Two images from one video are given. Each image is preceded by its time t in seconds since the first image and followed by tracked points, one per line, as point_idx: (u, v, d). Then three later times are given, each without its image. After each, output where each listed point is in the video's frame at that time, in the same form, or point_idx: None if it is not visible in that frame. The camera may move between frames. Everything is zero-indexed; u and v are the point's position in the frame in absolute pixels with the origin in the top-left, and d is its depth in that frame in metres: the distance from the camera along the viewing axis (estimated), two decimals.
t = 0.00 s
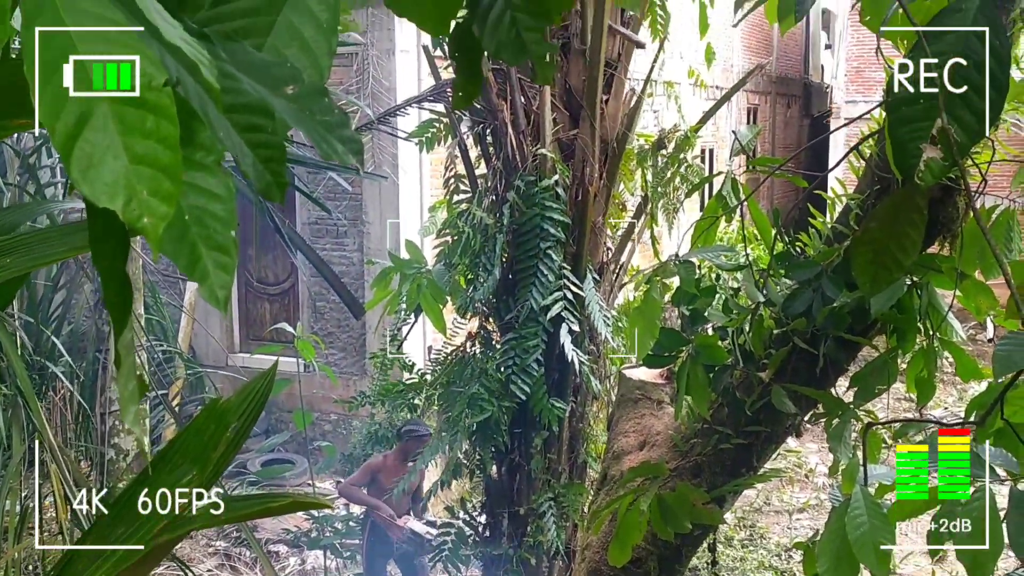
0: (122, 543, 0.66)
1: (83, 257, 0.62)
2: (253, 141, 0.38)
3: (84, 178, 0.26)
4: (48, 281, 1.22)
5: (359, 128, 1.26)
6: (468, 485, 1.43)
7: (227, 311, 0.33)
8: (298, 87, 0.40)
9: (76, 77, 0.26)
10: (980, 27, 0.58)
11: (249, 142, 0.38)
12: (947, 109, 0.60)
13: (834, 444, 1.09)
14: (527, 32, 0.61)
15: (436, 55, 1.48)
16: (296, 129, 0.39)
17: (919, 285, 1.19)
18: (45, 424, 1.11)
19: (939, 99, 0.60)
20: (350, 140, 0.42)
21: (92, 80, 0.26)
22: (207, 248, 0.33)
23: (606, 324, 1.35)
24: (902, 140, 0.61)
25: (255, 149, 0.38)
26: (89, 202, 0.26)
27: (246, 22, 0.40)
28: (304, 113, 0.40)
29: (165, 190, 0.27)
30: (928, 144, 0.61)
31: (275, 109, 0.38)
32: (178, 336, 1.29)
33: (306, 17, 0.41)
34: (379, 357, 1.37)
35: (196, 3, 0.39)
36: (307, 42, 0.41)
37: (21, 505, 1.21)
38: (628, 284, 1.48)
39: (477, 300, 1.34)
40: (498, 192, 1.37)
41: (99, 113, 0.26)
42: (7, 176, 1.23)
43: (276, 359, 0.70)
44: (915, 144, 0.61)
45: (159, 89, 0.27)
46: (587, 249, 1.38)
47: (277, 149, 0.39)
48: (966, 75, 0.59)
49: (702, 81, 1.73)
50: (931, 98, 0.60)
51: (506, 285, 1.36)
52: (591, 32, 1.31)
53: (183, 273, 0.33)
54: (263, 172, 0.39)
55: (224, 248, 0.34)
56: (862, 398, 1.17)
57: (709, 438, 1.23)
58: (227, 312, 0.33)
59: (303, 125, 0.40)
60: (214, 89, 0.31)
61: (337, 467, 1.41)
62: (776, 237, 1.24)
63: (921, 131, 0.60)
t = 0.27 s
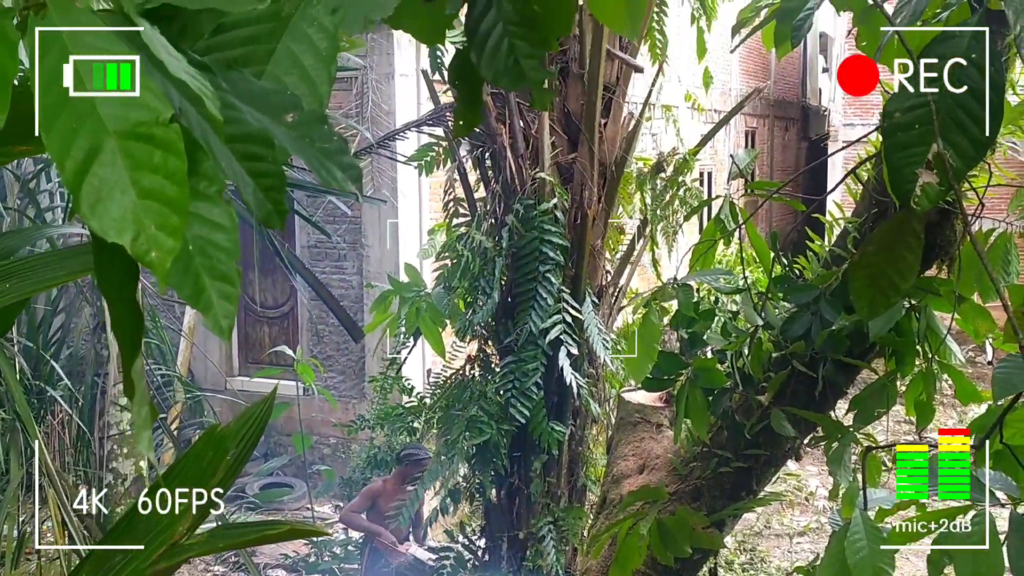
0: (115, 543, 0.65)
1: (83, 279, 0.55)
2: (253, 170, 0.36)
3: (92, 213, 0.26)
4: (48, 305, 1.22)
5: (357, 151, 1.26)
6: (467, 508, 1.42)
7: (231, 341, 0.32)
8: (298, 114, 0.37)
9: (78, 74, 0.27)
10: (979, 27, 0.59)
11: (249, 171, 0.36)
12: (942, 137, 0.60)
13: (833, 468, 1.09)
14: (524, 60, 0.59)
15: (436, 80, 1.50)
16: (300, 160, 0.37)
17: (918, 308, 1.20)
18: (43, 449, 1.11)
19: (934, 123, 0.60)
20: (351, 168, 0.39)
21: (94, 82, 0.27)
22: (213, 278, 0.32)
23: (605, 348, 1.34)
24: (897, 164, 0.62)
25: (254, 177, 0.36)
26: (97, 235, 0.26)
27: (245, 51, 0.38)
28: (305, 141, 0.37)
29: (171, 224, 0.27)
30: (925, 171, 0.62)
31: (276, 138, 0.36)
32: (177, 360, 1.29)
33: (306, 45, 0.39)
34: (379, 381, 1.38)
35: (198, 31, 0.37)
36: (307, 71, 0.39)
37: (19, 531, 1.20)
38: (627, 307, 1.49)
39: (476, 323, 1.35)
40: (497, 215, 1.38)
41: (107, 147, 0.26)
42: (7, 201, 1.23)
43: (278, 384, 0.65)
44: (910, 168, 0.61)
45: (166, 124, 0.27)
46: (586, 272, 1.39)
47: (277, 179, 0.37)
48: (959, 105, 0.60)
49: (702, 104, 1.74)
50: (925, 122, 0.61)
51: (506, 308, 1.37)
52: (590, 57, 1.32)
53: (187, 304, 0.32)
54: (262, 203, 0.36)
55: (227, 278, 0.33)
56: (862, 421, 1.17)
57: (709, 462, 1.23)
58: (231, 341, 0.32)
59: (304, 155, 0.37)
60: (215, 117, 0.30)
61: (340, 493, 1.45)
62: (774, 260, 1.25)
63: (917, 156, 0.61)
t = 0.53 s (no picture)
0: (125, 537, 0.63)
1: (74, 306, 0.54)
2: (251, 193, 0.37)
3: (91, 238, 0.27)
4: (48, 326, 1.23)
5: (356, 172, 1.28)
6: (467, 528, 1.42)
7: (227, 364, 0.31)
8: (295, 137, 0.37)
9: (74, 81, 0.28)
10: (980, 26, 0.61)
11: (245, 193, 0.37)
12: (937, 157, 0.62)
13: (833, 488, 1.09)
14: (521, 84, 0.62)
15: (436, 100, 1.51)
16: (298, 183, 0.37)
17: (917, 328, 1.20)
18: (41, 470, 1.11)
19: (928, 144, 0.62)
20: (350, 189, 0.39)
21: (93, 81, 0.28)
22: (209, 302, 0.32)
23: (604, 368, 1.36)
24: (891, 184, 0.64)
25: (251, 199, 0.37)
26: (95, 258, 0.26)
27: (243, 76, 0.39)
28: (301, 163, 0.37)
29: (169, 248, 0.28)
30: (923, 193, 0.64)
31: (273, 160, 0.36)
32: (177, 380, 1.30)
33: (304, 67, 0.41)
34: (379, 401, 1.38)
35: (196, 56, 0.38)
36: (305, 95, 0.41)
37: (16, 552, 1.20)
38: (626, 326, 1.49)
39: (475, 342, 1.34)
40: (497, 235, 1.38)
41: (105, 172, 0.27)
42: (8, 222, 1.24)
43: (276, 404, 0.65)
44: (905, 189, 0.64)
45: (164, 149, 0.28)
46: (585, 291, 1.40)
47: (273, 201, 0.37)
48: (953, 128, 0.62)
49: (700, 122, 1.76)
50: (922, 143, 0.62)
51: (505, 327, 1.37)
52: (588, 77, 1.34)
53: (183, 328, 0.31)
54: (257, 222, 0.37)
55: (223, 301, 0.32)
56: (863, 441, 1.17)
57: (708, 481, 1.23)
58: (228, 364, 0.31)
59: (302, 178, 0.37)
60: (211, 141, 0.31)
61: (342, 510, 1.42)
62: (772, 279, 1.25)
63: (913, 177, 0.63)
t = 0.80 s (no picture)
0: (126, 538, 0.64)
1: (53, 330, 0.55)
2: (231, 216, 0.36)
3: (59, 258, 0.26)
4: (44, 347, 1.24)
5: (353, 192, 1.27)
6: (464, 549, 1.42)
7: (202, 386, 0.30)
8: (277, 161, 0.36)
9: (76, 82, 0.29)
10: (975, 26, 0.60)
11: (226, 218, 0.36)
12: (925, 178, 0.61)
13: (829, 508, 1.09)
14: (507, 105, 0.62)
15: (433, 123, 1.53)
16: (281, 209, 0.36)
17: (911, 346, 1.20)
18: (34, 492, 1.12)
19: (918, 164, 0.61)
20: (330, 215, 0.37)
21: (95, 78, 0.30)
22: (184, 323, 0.31)
23: (601, 388, 1.36)
24: (880, 204, 0.62)
25: (232, 224, 0.36)
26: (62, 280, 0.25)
27: (231, 97, 0.40)
28: (284, 188, 0.36)
29: (138, 270, 0.26)
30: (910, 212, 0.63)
31: (254, 184, 0.35)
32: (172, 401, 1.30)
33: (291, 90, 0.40)
34: (375, 421, 1.38)
35: (185, 75, 0.38)
36: (290, 116, 0.40)
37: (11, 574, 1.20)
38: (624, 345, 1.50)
39: (472, 362, 1.35)
40: (493, 254, 1.39)
41: (75, 193, 0.26)
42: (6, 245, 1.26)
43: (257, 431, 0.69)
44: (894, 209, 0.62)
45: (135, 170, 0.26)
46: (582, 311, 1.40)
47: (256, 225, 0.36)
48: (941, 148, 0.61)
49: (696, 141, 1.78)
50: (910, 163, 0.61)
51: (501, 347, 1.37)
52: (584, 97, 1.35)
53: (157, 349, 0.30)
54: (241, 250, 0.36)
55: (201, 323, 0.31)
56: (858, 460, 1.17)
57: (704, 501, 1.23)
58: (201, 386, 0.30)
59: (284, 203, 0.36)
60: (187, 162, 0.30)
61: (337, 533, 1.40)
62: (768, 298, 1.25)
63: (900, 198, 0.62)
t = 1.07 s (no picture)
0: (121, 543, 0.56)
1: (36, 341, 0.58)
2: (205, 237, 0.35)
3: (27, 280, 0.25)
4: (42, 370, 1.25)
5: (347, 215, 1.28)
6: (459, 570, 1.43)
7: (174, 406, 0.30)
8: (253, 181, 0.36)
9: (76, 82, 0.34)
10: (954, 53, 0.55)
11: (200, 239, 0.35)
12: (906, 199, 0.58)
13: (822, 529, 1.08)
14: (485, 127, 0.62)
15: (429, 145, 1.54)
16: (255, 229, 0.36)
17: (903, 367, 1.20)
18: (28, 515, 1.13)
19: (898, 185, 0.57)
20: (308, 234, 0.37)
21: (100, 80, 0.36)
22: (155, 343, 0.30)
23: (596, 409, 1.36)
24: (862, 224, 0.59)
25: (206, 244, 0.35)
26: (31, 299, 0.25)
27: (209, 117, 0.39)
28: (259, 209, 0.36)
29: (106, 290, 0.26)
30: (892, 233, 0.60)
31: (228, 204, 0.35)
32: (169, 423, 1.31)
33: (269, 112, 0.40)
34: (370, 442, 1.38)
35: (162, 96, 0.39)
36: (267, 136, 0.39)
37: None
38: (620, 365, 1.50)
39: (467, 382, 1.36)
40: (488, 275, 1.41)
41: (44, 216, 0.26)
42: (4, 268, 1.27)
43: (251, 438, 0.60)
44: (875, 230, 0.59)
45: (103, 192, 0.26)
46: (576, 332, 1.40)
47: (228, 244, 0.36)
48: (922, 167, 0.57)
49: (691, 162, 1.80)
50: (890, 183, 0.58)
51: (496, 367, 1.38)
52: (577, 119, 1.36)
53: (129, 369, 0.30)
54: (215, 270, 0.36)
55: (171, 342, 0.30)
56: (851, 481, 1.17)
57: (697, 522, 1.23)
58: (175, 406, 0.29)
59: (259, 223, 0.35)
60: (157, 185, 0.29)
61: (325, 552, 1.46)
62: (759, 318, 1.26)
63: (882, 218, 0.59)
